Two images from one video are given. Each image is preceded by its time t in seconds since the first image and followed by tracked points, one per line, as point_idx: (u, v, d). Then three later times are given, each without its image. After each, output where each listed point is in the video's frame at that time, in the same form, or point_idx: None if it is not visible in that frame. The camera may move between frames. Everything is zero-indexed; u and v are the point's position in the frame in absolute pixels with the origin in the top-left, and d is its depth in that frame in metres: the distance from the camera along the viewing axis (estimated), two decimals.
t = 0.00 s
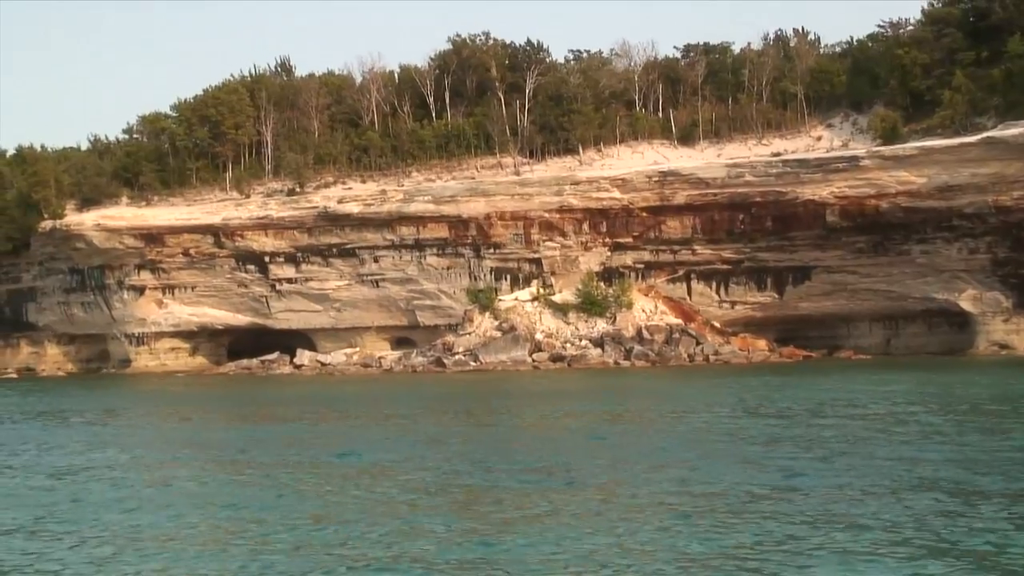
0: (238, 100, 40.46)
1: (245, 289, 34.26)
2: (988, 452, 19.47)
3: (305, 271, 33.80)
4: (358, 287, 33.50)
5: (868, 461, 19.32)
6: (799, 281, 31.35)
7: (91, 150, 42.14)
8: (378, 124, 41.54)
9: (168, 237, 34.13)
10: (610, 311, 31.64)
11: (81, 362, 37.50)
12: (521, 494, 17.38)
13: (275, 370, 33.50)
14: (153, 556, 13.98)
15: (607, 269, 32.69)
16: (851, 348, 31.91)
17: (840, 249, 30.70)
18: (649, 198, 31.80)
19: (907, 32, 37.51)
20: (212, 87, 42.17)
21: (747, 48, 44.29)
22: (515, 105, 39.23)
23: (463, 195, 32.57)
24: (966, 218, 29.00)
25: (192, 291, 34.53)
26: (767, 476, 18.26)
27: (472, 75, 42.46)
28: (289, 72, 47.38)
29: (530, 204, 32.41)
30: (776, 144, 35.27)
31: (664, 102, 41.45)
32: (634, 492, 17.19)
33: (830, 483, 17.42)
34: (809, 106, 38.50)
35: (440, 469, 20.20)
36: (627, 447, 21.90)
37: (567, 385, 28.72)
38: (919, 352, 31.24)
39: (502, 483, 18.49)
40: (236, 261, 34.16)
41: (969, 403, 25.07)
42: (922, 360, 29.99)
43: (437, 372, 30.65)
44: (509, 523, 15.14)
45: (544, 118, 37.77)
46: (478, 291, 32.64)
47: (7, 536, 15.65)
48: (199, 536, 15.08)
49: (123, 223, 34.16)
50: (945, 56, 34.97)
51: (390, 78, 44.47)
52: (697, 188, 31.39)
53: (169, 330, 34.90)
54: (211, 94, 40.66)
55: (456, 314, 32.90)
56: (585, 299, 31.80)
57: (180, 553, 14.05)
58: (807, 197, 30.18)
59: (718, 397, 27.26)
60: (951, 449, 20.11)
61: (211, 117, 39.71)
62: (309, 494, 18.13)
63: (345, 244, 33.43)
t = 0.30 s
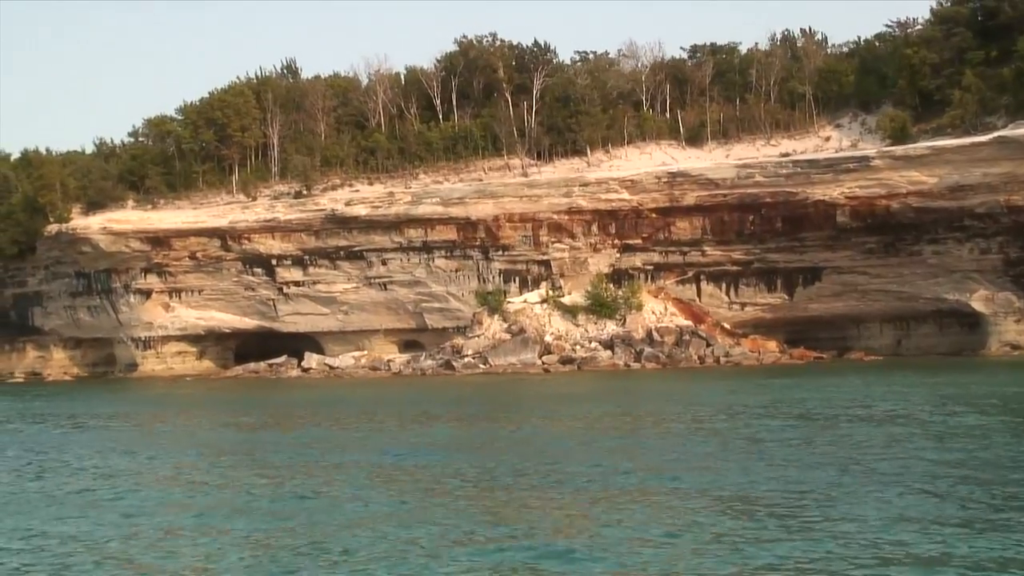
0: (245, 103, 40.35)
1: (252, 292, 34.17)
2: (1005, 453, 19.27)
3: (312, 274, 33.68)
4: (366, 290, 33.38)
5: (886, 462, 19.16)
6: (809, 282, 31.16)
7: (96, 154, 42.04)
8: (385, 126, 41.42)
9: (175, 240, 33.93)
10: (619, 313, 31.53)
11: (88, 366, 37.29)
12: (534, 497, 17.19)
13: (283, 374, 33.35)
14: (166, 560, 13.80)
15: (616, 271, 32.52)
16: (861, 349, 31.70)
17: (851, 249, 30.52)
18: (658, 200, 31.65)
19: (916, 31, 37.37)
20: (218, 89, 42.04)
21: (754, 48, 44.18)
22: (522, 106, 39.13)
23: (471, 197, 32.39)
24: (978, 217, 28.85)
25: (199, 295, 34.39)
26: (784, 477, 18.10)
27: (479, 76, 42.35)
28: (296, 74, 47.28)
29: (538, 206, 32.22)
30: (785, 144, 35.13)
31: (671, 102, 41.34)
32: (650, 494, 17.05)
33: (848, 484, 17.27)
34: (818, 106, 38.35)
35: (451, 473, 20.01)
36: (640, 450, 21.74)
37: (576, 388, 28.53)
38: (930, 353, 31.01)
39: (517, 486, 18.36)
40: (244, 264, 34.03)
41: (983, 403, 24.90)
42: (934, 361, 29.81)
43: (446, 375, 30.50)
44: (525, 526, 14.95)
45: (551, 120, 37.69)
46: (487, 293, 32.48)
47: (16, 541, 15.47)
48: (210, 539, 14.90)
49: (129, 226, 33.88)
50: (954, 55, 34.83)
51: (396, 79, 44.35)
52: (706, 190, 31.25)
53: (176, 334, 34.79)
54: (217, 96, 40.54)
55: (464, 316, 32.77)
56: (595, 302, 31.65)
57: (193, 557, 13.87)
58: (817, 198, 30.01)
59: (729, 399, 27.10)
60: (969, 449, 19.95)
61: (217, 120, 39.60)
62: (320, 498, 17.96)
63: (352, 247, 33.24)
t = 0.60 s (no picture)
0: (250, 101, 40.16)
1: (259, 291, 33.96)
2: (1023, 452, 19.08)
3: (319, 273, 33.49)
4: (373, 289, 33.19)
5: (903, 461, 18.95)
6: (820, 281, 30.93)
7: (102, 152, 41.91)
8: (391, 124, 41.24)
9: (181, 239, 33.82)
10: (629, 312, 31.39)
11: (93, 365, 37.19)
12: (546, 497, 16.99)
13: (290, 373, 33.18)
14: (178, 564, 13.63)
15: (625, 270, 32.33)
16: (871, 348, 31.47)
17: (861, 247, 30.30)
18: (667, 198, 31.43)
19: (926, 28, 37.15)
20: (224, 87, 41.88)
21: (762, 45, 44.01)
22: (530, 104, 38.95)
23: (479, 196, 32.29)
24: (990, 216, 28.62)
25: (205, 294, 34.22)
26: (800, 477, 17.91)
27: (486, 74, 42.17)
28: (301, 72, 47.12)
29: (548, 204, 32.11)
30: (794, 142, 34.92)
31: (679, 100, 41.17)
32: (663, 494, 16.85)
33: (865, 484, 17.06)
34: (827, 104, 38.12)
35: (458, 472, 19.82)
36: (651, 449, 21.54)
37: (583, 387, 28.33)
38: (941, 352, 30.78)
39: (528, 486, 18.15)
40: (250, 263, 33.82)
41: (997, 402, 24.68)
42: (945, 360, 29.60)
43: (454, 374, 30.32)
44: (538, 526, 14.78)
45: (559, 118, 37.55)
46: (496, 292, 32.33)
47: (25, 543, 15.29)
48: (221, 542, 14.72)
49: (135, 225, 33.86)
50: (965, 52, 34.53)
51: (403, 77, 44.17)
52: (715, 188, 31.06)
53: (182, 333, 34.63)
54: (223, 94, 40.37)
55: (472, 315, 32.60)
56: (604, 300, 31.54)
57: (205, 560, 13.70)
58: (828, 196, 29.84)
59: (739, 398, 26.89)
60: (985, 448, 19.74)
61: (223, 119, 39.46)
62: (327, 498, 17.77)
63: (359, 245, 33.07)
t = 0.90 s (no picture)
0: (258, 91, 39.96)
1: (267, 282, 33.83)
2: None
3: (327, 264, 33.34)
4: (382, 280, 33.03)
5: (920, 453, 18.78)
6: (831, 272, 30.81)
7: (109, 142, 41.77)
8: (399, 114, 41.08)
9: (188, 229, 33.54)
10: (638, 304, 31.19)
11: (100, 356, 36.98)
12: (560, 489, 16.83)
13: (299, 364, 33.06)
14: (190, 555, 13.46)
15: (635, 260, 32.20)
16: (882, 339, 31.33)
17: (872, 238, 30.12)
18: (678, 188, 31.22)
19: (938, 18, 36.92)
20: (232, 77, 41.70)
21: (772, 35, 43.84)
22: (539, 94, 38.77)
23: (488, 185, 32.05)
24: (1004, 206, 28.42)
25: (213, 285, 34.09)
26: (816, 468, 17.74)
27: (495, 64, 41.99)
28: (309, 61, 46.97)
29: (558, 194, 31.85)
30: (804, 132, 34.73)
31: (688, 91, 41.00)
32: (680, 486, 16.66)
33: (883, 475, 16.89)
34: (837, 94, 37.92)
35: (469, 463, 19.66)
36: (665, 440, 21.39)
37: (594, 379, 28.16)
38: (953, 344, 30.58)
39: (542, 478, 17.96)
40: (258, 253, 33.68)
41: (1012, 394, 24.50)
42: (957, 352, 29.42)
43: (464, 365, 30.20)
44: (554, 518, 14.63)
45: (568, 108, 37.41)
46: (505, 283, 32.25)
47: (34, 534, 15.14)
48: (233, 533, 14.57)
49: (142, 215, 33.56)
50: (977, 41, 34.11)
51: (411, 67, 43.99)
52: (726, 178, 30.81)
53: (190, 324, 34.52)
54: (230, 84, 40.17)
55: (481, 307, 32.48)
56: (614, 292, 31.33)
57: (218, 551, 13.54)
58: (839, 186, 29.64)
59: (751, 390, 26.69)
60: (1004, 440, 19.55)
61: (230, 108, 39.24)
62: (337, 489, 17.62)
63: (367, 237, 32.88)
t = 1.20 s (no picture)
0: (266, 79, 39.74)
1: (276, 271, 33.67)
2: None
3: (337, 253, 33.18)
4: (391, 269, 32.91)
5: (940, 442, 18.59)
6: (844, 261, 30.63)
7: (117, 131, 41.62)
8: (408, 102, 40.90)
9: (197, 218, 33.36)
10: (651, 292, 31.05)
11: (109, 346, 36.85)
12: (575, 479, 16.61)
13: (308, 354, 32.88)
14: (204, 544, 13.30)
15: (647, 249, 32.03)
16: (895, 328, 30.96)
17: (886, 227, 29.93)
18: (690, 176, 31.03)
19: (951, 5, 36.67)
20: (240, 65, 41.52)
21: (783, 23, 43.62)
22: (549, 82, 38.57)
23: (499, 173, 31.83)
24: (1019, 194, 28.23)
25: (222, 274, 33.94)
26: (836, 459, 17.52)
27: (504, 51, 41.80)
28: (317, 50, 46.78)
29: (569, 182, 31.64)
30: (816, 120, 34.50)
31: (699, 78, 40.81)
32: (698, 476, 16.43)
33: (904, 465, 16.68)
34: (848, 82, 37.70)
35: (481, 453, 19.49)
36: (680, 430, 21.19)
37: (606, 369, 27.95)
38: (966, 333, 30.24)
39: (557, 468, 17.70)
40: (267, 242, 33.52)
41: None
42: (972, 341, 29.18)
43: (475, 354, 30.06)
44: (572, 507, 14.46)
45: (578, 96, 37.28)
46: (515, 273, 32.13)
47: (45, 523, 15.00)
48: (244, 522, 14.40)
49: (150, 204, 33.44)
50: (990, 28, 34.01)
51: (420, 55, 43.82)
52: (739, 166, 30.61)
53: (199, 314, 34.31)
54: (239, 72, 39.96)
55: (492, 295, 32.33)
56: (626, 281, 31.24)
57: (231, 540, 13.37)
58: (853, 174, 29.42)
59: (764, 380, 26.43)
60: None
61: (239, 97, 39.06)
62: (348, 479, 17.45)
63: (377, 225, 32.68)
